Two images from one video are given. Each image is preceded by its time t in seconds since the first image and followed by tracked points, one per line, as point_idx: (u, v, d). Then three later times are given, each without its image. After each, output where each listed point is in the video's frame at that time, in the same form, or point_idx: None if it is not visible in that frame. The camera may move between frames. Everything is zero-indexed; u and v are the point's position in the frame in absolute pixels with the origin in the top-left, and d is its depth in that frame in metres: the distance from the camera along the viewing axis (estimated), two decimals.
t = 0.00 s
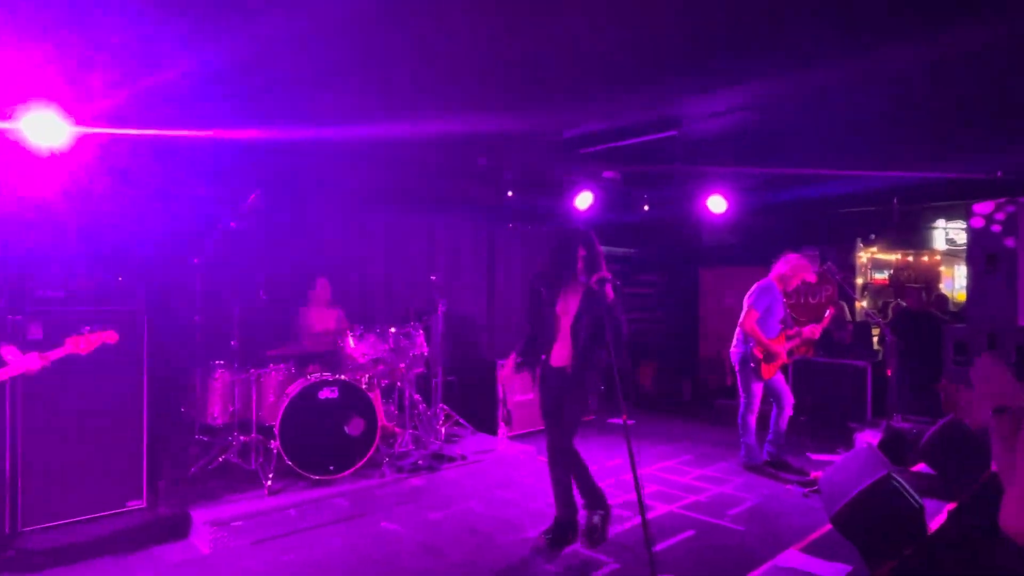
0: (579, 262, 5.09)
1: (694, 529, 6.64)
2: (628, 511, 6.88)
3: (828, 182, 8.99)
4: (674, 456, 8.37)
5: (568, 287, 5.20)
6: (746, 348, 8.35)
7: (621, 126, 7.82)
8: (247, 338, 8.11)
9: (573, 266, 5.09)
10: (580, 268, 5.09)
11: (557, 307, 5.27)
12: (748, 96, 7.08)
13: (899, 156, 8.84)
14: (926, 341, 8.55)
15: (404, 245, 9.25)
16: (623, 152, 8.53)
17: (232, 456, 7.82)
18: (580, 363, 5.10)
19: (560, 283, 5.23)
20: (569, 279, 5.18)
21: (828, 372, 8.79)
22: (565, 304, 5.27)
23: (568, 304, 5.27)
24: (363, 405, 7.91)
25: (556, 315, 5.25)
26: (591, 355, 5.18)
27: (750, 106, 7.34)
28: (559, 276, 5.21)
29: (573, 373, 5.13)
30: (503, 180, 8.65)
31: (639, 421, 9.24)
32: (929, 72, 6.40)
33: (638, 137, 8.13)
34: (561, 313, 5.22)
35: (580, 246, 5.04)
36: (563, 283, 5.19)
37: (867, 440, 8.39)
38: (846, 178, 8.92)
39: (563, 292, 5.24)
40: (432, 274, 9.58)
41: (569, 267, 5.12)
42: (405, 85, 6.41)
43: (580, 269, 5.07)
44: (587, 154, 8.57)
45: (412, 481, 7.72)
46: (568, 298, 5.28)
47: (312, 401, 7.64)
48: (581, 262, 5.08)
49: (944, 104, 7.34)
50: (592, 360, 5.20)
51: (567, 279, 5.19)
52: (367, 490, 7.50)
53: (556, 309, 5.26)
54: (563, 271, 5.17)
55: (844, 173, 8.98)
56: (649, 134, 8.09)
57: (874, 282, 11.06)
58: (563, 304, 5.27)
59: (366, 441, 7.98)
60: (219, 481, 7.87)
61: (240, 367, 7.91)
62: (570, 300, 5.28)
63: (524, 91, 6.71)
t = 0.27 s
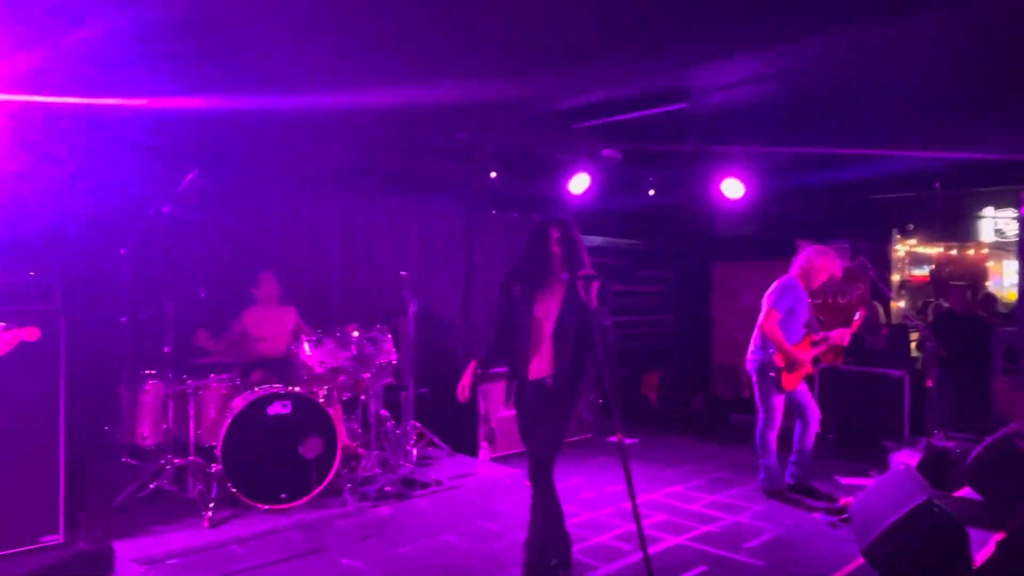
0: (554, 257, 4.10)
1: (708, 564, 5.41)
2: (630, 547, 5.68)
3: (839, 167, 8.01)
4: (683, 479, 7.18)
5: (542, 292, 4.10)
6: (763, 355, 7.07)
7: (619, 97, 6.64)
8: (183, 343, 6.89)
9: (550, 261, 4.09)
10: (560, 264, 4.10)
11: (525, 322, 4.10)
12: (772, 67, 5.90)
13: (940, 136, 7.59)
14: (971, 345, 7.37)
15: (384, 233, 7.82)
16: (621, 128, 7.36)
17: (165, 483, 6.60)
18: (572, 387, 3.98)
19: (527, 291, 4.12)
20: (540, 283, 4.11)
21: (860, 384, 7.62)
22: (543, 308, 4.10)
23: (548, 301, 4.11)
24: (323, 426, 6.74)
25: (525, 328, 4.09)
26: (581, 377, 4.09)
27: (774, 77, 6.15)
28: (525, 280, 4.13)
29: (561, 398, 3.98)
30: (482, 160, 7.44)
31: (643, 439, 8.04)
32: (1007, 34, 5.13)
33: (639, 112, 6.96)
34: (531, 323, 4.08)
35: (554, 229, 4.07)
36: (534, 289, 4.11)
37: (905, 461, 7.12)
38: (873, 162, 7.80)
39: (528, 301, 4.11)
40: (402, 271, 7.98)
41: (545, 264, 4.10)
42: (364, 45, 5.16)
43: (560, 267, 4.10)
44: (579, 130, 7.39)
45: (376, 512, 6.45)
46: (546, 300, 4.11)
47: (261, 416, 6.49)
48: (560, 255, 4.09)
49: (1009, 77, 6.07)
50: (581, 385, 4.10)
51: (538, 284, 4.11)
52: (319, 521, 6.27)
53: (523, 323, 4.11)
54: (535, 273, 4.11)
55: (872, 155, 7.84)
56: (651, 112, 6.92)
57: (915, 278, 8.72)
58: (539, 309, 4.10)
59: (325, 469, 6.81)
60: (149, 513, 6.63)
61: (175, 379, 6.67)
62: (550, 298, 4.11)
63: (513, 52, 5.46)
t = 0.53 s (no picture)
0: (524, 254, 3.69)
1: None
2: (633, 574, 4.99)
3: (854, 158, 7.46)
4: (696, 498, 6.47)
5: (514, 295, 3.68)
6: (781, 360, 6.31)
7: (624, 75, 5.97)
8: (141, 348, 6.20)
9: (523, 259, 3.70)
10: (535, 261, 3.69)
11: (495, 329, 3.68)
12: (797, 39, 5.22)
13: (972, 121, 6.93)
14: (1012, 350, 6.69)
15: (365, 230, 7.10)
16: (626, 111, 6.69)
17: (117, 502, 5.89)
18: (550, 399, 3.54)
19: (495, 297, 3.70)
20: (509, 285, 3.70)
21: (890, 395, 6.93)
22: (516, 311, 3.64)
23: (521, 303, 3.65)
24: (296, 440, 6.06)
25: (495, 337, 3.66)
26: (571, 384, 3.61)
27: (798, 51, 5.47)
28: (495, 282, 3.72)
29: (547, 409, 3.52)
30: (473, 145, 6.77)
31: (651, 454, 7.34)
32: None
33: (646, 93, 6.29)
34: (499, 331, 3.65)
35: (524, 215, 3.67)
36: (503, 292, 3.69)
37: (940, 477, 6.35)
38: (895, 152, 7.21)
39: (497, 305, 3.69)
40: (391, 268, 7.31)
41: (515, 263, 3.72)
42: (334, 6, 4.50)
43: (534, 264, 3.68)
44: (579, 113, 6.74)
45: (352, 536, 5.74)
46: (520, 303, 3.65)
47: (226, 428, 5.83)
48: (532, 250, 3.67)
49: None
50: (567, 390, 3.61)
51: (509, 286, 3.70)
52: (287, 544, 5.57)
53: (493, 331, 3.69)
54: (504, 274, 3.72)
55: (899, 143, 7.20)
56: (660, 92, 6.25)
57: (950, 278, 7.65)
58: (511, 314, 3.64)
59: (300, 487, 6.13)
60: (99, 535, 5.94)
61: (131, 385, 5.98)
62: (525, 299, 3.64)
63: (505, 20, 4.78)
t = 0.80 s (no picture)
0: (501, 244, 3.41)
1: None
2: None
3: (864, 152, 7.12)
4: (702, 509, 6.10)
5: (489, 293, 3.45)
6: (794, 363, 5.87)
7: (624, 63, 5.63)
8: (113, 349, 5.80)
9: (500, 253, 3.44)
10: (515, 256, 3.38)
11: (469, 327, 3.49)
12: (813, 21, 4.84)
13: (995, 112, 6.53)
14: None
15: (353, 223, 6.66)
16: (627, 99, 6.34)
17: (88, 514, 5.51)
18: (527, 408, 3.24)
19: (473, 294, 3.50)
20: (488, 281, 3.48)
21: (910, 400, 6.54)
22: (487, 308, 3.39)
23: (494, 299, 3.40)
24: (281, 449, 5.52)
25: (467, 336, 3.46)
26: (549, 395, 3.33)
27: (813, 34, 5.10)
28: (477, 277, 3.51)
29: (528, 422, 3.24)
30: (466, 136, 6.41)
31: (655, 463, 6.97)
32: None
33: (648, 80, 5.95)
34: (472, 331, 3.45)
35: (507, 203, 3.42)
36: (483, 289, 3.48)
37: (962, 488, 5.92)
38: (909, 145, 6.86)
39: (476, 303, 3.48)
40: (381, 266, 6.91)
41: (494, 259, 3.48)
42: None
43: (515, 260, 3.37)
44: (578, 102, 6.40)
45: (336, 548, 5.35)
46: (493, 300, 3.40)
47: (202, 433, 5.30)
48: (510, 244, 3.38)
49: None
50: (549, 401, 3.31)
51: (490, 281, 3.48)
52: (264, 559, 5.17)
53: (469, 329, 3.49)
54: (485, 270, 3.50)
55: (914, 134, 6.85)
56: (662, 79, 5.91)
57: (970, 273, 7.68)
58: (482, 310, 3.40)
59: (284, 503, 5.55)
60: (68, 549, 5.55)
61: (104, 391, 5.59)
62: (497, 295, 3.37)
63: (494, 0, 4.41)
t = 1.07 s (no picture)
0: (487, 241, 2.81)
1: None
2: None
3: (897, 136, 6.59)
4: (718, 529, 5.54)
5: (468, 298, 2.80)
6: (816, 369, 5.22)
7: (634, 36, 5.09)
8: (71, 354, 5.25)
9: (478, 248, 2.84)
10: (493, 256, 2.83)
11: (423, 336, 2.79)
12: None
13: None
14: None
15: (335, 215, 6.16)
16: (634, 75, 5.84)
17: (40, 539, 4.96)
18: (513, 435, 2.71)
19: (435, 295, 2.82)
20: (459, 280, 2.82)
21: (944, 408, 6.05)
22: (482, 316, 2.75)
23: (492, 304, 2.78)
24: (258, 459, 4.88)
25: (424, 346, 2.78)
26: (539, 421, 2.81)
27: None
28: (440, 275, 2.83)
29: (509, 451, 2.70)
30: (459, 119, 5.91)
31: (668, 478, 6.41)
32: None
33: (657, 59, 5.43)
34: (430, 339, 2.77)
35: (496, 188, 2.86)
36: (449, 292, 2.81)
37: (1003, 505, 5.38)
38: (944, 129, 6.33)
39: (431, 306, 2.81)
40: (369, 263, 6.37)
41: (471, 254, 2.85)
42: None
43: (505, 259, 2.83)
44: (581, 80, 5.88)
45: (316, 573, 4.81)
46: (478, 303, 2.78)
47: (167, 445, 4.67)
48: (500, 242, 2.82)
49: None
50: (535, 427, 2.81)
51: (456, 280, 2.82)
52: None
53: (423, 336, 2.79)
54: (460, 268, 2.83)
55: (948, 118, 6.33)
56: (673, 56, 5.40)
57: (1010, 274, 7.08)
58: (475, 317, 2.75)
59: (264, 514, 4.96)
60: None
61: (58, 401, 5.05)
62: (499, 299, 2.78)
63: None
